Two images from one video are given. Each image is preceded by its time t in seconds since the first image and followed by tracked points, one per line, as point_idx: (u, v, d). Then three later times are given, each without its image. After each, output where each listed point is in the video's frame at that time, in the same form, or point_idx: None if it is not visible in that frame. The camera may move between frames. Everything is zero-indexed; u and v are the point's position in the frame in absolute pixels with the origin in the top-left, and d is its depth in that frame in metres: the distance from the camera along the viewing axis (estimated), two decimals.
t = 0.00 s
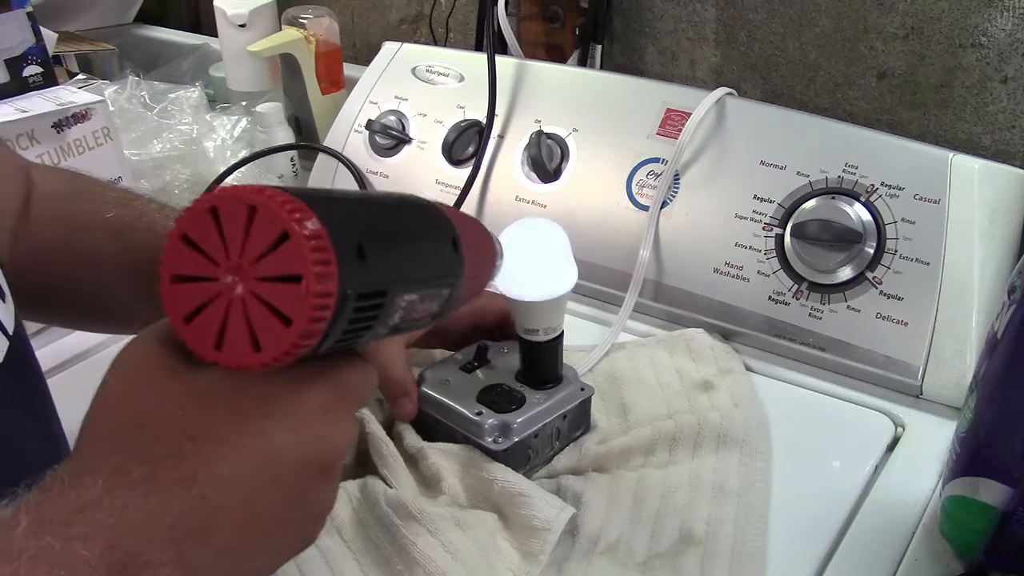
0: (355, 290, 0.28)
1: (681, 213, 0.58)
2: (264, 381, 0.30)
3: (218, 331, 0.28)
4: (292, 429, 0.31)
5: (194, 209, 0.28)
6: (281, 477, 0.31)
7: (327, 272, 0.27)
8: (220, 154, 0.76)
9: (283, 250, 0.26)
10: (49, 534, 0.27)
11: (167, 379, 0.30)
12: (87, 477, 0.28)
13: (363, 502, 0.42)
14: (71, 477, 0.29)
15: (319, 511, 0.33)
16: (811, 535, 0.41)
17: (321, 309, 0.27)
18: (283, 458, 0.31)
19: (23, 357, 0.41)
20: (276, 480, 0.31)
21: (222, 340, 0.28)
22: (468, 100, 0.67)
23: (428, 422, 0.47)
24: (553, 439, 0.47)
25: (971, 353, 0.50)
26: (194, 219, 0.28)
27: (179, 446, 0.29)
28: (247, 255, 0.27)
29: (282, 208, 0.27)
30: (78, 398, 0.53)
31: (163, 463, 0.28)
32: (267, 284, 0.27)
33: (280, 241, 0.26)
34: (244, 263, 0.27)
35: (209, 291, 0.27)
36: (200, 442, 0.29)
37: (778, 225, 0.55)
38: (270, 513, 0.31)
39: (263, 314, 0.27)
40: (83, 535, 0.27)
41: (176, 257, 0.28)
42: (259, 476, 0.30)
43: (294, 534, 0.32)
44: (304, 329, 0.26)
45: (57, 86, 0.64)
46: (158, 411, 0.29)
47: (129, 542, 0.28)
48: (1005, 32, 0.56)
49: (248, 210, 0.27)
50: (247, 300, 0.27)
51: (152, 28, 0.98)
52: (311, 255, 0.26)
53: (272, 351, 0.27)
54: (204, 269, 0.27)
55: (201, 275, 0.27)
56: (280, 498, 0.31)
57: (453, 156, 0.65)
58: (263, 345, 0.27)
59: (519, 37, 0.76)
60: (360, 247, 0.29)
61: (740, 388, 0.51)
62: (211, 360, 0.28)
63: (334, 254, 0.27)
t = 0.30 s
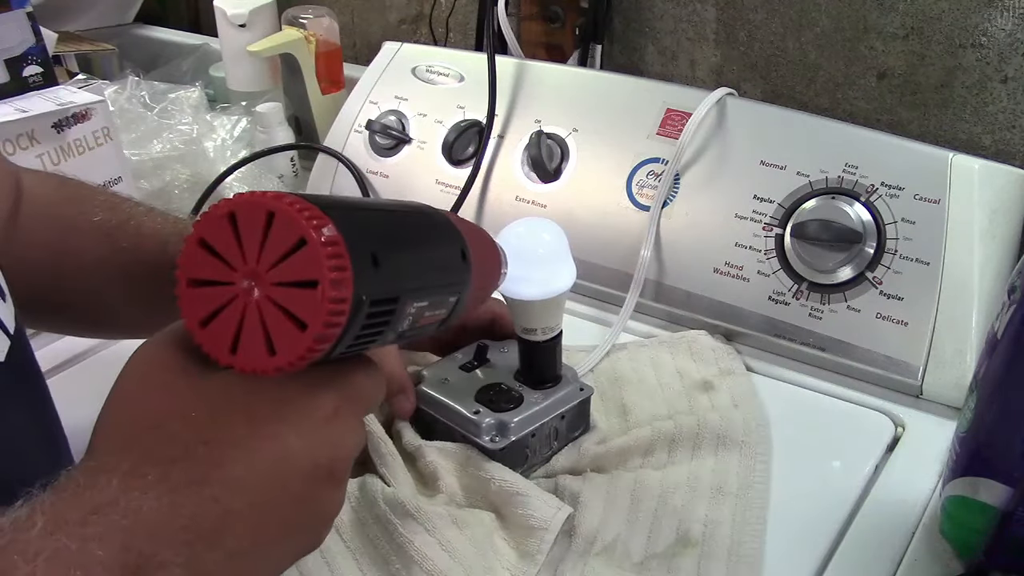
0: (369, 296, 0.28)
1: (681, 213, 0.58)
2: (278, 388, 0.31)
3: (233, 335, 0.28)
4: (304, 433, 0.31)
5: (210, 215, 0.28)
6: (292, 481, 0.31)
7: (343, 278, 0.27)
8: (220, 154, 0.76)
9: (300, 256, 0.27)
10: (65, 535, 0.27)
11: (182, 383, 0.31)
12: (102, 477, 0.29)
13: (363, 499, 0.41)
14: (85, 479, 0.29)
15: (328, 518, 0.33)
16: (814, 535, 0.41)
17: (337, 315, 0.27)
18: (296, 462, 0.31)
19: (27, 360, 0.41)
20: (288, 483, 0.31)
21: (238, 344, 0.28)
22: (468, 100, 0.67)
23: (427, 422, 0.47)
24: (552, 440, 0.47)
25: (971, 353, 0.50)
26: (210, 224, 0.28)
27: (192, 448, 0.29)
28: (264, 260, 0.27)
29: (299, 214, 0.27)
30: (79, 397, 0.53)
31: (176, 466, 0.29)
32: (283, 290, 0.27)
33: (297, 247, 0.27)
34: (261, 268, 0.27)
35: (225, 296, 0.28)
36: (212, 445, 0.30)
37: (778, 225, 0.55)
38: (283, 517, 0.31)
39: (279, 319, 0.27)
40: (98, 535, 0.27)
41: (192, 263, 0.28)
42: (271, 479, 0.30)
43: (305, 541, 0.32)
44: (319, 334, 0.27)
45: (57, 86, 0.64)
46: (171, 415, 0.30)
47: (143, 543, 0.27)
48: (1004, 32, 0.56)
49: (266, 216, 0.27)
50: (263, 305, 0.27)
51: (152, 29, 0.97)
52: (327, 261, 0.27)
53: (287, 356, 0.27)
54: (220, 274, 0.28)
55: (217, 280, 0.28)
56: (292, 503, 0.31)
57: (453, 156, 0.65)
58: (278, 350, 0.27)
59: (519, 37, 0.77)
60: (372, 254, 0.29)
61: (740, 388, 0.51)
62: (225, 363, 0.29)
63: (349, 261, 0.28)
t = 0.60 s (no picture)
0: (378, 300, 0.29)
1: (681, 213, 0.58)
2: (285, 391, 0.31)
3: (243, 341, 0.28)
4: (314, 435, 0.31)
5: (218, 221, 0.28)
6: (302, 482, 0.31)
7: (353, 283, 0.27)
8: (220, 154, 0.76)
9: (311, 261, 0.27)
10: (77, 540, 0.27)
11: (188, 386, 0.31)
12: (115, 484, 0.28)
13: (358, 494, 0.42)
14: (95, 484, 0.29)
15: (338, 517, 0.33)
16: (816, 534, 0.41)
17: (348, 319, 0.27)
18: (305, 463, 0.31)
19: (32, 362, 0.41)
20: (298, 485, 0.31)
21: (248, 350, 0.28)
22: (468, 100, 0.67)
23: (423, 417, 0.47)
24: (547, 438, 0.47)
25: (971, 353, 0.50)
26: (218, 230, 0.28)
27: (202, 453, 0.29)
28: (274, 266, 0.27)
29: (310, 219, 0.27)
30: (79, 397, 0.53)
31: (186, 471, 0.29)
32: (294, 295, 0.27)
33: (308, 252, 0.27)
34: (271, 274, 0.27)
35: (234, 302, 0.28)
36: (223, 449, 0.30)
37: (778, 225, 0.55)
38: (295, 518, 0.31)
39: (290, 325, 0.27)
40: (109, 542, 0.27)
41: (200, 268, 0.28)
42: (282, 481, 0.30)
43: (316, 542, 0.32)
44: (331, 338, 0.27)
45: (57, 86, 0.64)
46: (180, 420, 0.30)
47: (156, 548, 0.27)
48: (1004, 32, 0.56)
49: (275, 222, 0.27)
50: (274, 310, 0.27)
51: (152, 28, 0.97)
52: (338, 266, 0.27)
53: (298, 361, 0.27)
54: (229, 280, 0.28)
55: (226, 286, 0.28)
56: (304, 505, 0.31)
57: (453, 156, 0.65)
58: (289, 355, 0.28)
59: (519, 37, 0.77)
60: (380, 257, 0.29)
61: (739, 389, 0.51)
62: (235, 369, 0.29)
63: (359, 265, 0.28)
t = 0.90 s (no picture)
0: (437, 291, 0.28)
1: (681, 214, 0.58)
2: (337, 381, 0.31)
3: (302, 327, 0.28)
4: (360, 424, 0.31)
5: (279, 204, 0.28)
6: (348, 472, 0.31)
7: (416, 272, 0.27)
8: (220, 154, 0.76)
9: (375, 250, 0.27)
10: (126, 526, 0.26)
11: (239, 369, 0.30)
12: (165, 470, 0.28)
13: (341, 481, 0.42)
14: (139, 468, 0.28)
15: (374, 515, 0.32)
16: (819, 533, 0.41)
17: (409, 310, 0.27)
18: (351, 452, 0.31)
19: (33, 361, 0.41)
20: (343, 475, 0.30)
21: (305, 336, 0.28)
22: (468, 100, 0.67)
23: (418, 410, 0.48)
24: (536, 442, 0.47)
25: (970, 353, 0.50)
26: (280, 214, 0.27)
27: (255, 439, 0.29)
28: (337, 253, 0.27)
29: (374, 207, 0.27)
30: (80, 396, 0.53)
31: (240, 456, 0.28)
32: (358, 283, 0.27)
33: (372, 241, 0.27)
34: (334, 261, 0.27)
35: (295, 288, 0.27)
36: (276, 436, 0.29)
37: (778, 225, 0.55)
38: (338, 510, 0.30)
39: (351, 314, 0.27)
40: (161, 527, 0.27)
41: (259, 252, 0.28)
42: (331, 472, 0.30)
43: (353, 536, 0.32)
44: (392, 329, 0.27)
45: (57, 86, 0.64)
46: (233, 402, 0.29)
47: (205, 533, 0.27)
48: (1004, 32, 0.56)
49: (339, 208, 0.27)
50: (335, 298, 0.27)
51: (152, 28, 0.97)
52: (403, 256, 0.27)
53: (358, 350, 0.27)
54: (290, 265, 0.27)
55: (286, 271, 0.27)
56: (348, 496, 0.31)
57: (453, 155, 0.65)
58: (349, 344, 0.27)
59: (519, 38, 0.77)
60: (436, 247, 0.29)
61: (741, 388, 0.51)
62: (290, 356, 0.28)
63: (421, 255, 0.28)
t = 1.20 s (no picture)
0: (416, 282, 0.28)
1: (681, 214, 0.58)
2: (316, 371, 0.30)
3: (283, 320, 0.28)
4: (342, 416, 0.31)
5: (260, 199, 0.28)
6: (332, 466, 0.30)
7: (395, 263, 0.27)
8: (220, 154, 0.76)
9: (353, 240, 0.27)
10: (113, 519, 0.27)
11: (221, 364, 0.29)
12: (152, 462, 0.28)
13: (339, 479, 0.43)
14: (127, 458, 0.28)
15: (363, 504, 0.32)
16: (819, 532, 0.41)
17: (389, 300, 0.27)
18: (334, 446, 0.30)
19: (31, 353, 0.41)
20: (327, 469, 0.30)
21: (286, 329, 0.28)
22: (468, 100, 0.67)
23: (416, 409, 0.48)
24: (535, 442, 0.47)
25: (971, 353, 0.50)
26: (260, 208, 0.27)
27: (239, 434, 0.28)
28: (316, 245, 0.27)
29: (353, 199, 0.27)
30: (80, 395, 0.53)
31: (228, 448, 0.28)
32: (336, 274, 0.27)
33: (351, 232, 0.27)
34: (313, 253, 0.27)
35: (275, 281, 0.27)
36: (259, 430, 0.29)
37: (778, 225, 0.55)
38: (325, 502, 0.30)
39: (331, 304, 0.27)
40: (147, 521, 0.27)
41: (240, 248, 0.28)
42: (313, 465, 0.29)
43: (343, 528, 0.31)
44: (372, 319, 0.27)
45: (57, 86, 0.64)
46: (215, 399, 0.29)
47: (190, 527, 0.27)
48: (1004, 32, 0.56)
49: (318, 201, 0.27)
50: (315, 289, 0.27)
51: (152, 29, 0.97)
52: (381, 246, 0.27)
53: (339, 341, 0.27)
54: (270, 259, 0.27)
55: (267, 265, 0.27)
56: (333, 489, 0.30)
57: (453, 156, 0.65)
58: (329, 335, 0.27)
59: (519, 38, 0.77)
60: (416, 240, 0.29)
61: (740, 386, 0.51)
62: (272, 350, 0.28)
63: (400, 246, 0.28)
